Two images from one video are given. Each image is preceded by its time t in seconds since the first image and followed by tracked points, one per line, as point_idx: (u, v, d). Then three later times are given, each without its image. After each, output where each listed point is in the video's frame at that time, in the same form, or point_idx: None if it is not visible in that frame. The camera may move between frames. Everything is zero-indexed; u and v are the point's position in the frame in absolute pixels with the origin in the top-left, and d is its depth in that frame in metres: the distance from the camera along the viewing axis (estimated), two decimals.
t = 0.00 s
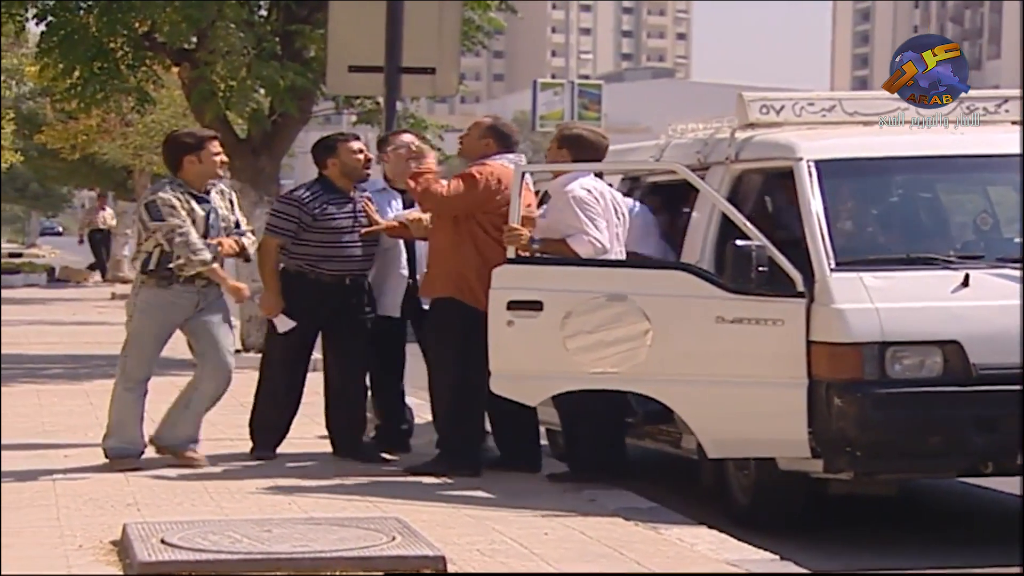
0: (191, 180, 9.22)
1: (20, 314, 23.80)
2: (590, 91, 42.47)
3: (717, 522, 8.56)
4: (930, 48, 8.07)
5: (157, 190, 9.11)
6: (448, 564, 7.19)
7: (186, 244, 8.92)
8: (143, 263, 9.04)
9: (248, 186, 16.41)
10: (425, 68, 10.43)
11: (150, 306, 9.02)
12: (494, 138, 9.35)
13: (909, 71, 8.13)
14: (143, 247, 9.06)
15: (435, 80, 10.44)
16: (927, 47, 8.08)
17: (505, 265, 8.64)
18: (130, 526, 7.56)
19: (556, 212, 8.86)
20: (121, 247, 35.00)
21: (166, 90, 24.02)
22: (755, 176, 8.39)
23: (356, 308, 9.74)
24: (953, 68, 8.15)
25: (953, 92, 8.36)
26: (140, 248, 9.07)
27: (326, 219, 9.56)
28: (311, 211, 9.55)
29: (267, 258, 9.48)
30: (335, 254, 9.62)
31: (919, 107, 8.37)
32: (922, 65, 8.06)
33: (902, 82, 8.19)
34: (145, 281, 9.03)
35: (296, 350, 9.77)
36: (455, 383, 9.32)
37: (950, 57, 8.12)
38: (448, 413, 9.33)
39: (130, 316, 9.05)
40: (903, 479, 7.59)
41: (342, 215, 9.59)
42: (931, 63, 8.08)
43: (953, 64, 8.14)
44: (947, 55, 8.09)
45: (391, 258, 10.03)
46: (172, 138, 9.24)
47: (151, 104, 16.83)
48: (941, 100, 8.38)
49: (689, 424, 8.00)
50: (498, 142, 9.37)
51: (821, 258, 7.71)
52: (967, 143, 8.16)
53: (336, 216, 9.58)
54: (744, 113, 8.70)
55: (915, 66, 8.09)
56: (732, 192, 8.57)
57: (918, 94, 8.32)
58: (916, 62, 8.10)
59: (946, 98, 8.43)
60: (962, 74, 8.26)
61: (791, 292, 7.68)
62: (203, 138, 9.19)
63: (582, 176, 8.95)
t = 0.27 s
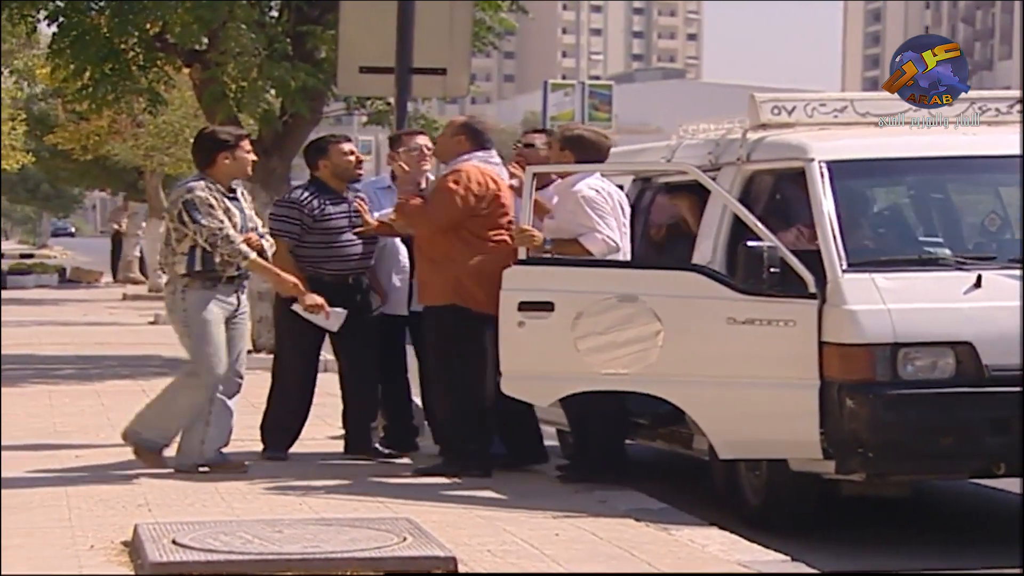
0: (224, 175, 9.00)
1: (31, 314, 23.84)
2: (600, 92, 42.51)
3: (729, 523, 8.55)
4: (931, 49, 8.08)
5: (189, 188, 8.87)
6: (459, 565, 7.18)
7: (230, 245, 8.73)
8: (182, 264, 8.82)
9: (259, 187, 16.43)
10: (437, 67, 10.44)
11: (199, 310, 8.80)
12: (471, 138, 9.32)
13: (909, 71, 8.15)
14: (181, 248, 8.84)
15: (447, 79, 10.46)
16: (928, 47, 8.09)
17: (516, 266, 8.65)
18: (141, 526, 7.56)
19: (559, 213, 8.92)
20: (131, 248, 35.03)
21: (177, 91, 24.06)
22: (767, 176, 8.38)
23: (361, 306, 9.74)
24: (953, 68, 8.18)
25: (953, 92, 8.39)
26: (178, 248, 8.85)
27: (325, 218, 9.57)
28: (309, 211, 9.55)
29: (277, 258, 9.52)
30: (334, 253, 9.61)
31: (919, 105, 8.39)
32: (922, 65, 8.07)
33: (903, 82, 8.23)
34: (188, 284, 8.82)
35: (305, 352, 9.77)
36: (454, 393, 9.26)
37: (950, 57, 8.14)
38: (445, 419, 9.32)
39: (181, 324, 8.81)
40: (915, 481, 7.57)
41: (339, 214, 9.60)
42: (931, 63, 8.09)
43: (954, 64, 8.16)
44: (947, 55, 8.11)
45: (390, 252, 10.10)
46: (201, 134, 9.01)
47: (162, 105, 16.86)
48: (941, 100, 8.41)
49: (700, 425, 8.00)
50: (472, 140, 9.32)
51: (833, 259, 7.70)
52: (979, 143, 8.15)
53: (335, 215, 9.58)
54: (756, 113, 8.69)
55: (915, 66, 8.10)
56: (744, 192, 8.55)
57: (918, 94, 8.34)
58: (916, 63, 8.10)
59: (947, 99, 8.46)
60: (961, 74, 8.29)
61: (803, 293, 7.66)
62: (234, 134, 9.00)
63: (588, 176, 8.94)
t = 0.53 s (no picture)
0: (246, 175, 8.71)
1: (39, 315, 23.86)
2: (607, 92, 42.55)
3: (736, 523, 8.55)
4: (931, 48, 7.88)
5: (218, 188, 8.54)
6: (466, 566, 7.18)
7: (257, 252, 8.41)
8: (218, 268, 8.46)
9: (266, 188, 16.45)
10: (444, 68, 10.43)
11: (245, 311, 8.55)
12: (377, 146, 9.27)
13: (910, 71, 7.99)
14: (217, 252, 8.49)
15: (454, 80, 10.45)
16: (928, 47, 7.89)
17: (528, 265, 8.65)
18: (149, 527, 7.56)
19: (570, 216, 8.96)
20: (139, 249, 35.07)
21: (185, 92, 24.08)
22: (774, 176, 8.38)
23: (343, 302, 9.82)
24: (954, 68, 7.97)
25: (952, 92, 8.25)
26: (213, 251, 8.50)
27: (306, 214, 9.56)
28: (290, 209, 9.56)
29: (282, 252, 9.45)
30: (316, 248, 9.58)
31: (919, 106, 8.27)
32: (922, 65, 7.91)
33: (903, 83, 8.08)
34: (228, 288, 8.49)
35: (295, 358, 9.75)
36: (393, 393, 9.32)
37: (950, 57, 7.94)
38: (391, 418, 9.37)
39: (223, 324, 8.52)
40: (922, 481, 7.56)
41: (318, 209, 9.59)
42: (931, 63, 7.90)
43: (954, 64, 7.95)
44: (947, 55, 7.91)
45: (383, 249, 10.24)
46: (216, 134, 8.69)
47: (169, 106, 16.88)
48: (941, 100, 8.26)
49: (709, 425, 8.01)
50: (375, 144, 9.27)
51: (840, 258, 7.70)
52: (987, 143, 8.12)
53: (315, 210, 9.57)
54: (764, 113, 8.72)
55: (915, 66, 7.95)
56: (751, 192, 8.54)
57: (917, 94, 8.19)
58: (916, 63, 7.96)
59: (946, 98, 8.34)
60: (961, 74, 8.10)
61: (809, 292, 7.65)
62: (252, 134, 8.72)
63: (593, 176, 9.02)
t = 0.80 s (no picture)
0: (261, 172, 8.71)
1: (51, 315, 23.92)
2: (619, 94, 42.59)
3: (750, 524, 8.53)
4: (930, 48, 7.84)
5: (239, 186, 8.50)
6: (480, 567, 7.16)
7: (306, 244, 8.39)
8: (252, 264, 8.46)
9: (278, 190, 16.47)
10: (457, 69, 10.42)
11: (270, 310, 8.58)
12: (348, 145, 9.09)
13: (909, 71, 7.92)
14: (247, 248, 8.47)
15: (467, 81, 10.43)
16: (927, 47, 7.85)
17: (550, 264, 8.65)
18: (162, 528, 7.55)
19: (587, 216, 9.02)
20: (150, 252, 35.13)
21: (198, 94, 24.12)
22: (789, 176, 8.36)
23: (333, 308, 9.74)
24: (952, 67, 7.90)
25: (952, 91, 8.14)
26: (243, 248, 8.47)
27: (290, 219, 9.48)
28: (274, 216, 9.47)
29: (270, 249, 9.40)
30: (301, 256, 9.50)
31: (917, 105, 8.21)
32: (922, 66, 7.84)
33: (902, 82, 7.99)
34: (262, 283, 8.49)
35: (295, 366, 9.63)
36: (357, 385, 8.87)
37: (950, 57, 7.87)
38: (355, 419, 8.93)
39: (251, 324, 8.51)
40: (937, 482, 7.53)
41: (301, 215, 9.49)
42: (931, 63, 7.85)
43: (954, 64, 7.88)
44: (947, 55, 7.85)
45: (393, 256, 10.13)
46: (224, 133, 8.67)
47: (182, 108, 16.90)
48: (941, 100, 8.16)
49: (726, 424, 7.98)
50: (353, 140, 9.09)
51: (855, 258, 7.67)
52: (1003, 143, 8.12)
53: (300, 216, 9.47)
54: (779, 114, 8.72)
55: (915, 66, 7.87)
56: (767, 193, 8.54)
57: (917, 94, 8.13)
58: (916, 62, 7.88)
59: (946, 98, 8.25)
60: (961, 74, 8.04)
61: (826, 292, 7.62)
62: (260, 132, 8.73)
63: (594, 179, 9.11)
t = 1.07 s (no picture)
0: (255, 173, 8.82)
1: (64, 316, 23.98)
2: (631, 95, 42.62)
3: (762, 526, 8.53)
4: (930, 49, 8.17)
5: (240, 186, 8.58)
6: (493, 568, 7.17)
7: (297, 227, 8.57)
8: (265, 260, 8.62)
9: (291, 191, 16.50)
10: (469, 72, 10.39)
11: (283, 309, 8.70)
12: (370, 142, 8.88)
13: (910, 71, 8.26)
14: (261, 245, 8.61)
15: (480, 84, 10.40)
16: (927, 48, 8.18)
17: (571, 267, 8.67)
18: (175, 529, 7.56)
19: (593, 216, 9.03)
20: (163, 252, 35.18)
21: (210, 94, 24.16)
22: (801, 177, 8.36)
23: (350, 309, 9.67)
24: (953, 68, 8.22)
25: (954, 92, 8.39)
26: (255, 246, 8.59)
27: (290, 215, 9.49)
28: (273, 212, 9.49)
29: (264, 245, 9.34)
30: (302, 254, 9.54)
31: (918, 106, 8.43)
32: (922, 65, 8.17)
33: (902, 82, 8.34)
34: (275, 283, 8.65)
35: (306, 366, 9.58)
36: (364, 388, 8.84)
37: (949, 57, 8.22)
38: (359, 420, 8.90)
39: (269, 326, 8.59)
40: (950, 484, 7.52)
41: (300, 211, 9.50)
42: (930, 63, 8.17)
43: (953, 65, 8.25)
44: (946, 56, 8.20)
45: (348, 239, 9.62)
46: (218, 135, 8.73)
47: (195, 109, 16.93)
48: (942, 101, 8.41)
49: (742, 427, 7.96)
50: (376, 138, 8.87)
51: (868, 260, 7.67)
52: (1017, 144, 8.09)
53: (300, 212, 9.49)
54: (791, 116, 8.70)
55: (914, 66, 8.20)
56: (779, 194, 8.51)
57: (918, 94, 8.39)
58: (915, 62, 8.21)
59: (948, 100, 8.44)
60: (962, 74, 8.34)
61: (837, 294, 7.64)
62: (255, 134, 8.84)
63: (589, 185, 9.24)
